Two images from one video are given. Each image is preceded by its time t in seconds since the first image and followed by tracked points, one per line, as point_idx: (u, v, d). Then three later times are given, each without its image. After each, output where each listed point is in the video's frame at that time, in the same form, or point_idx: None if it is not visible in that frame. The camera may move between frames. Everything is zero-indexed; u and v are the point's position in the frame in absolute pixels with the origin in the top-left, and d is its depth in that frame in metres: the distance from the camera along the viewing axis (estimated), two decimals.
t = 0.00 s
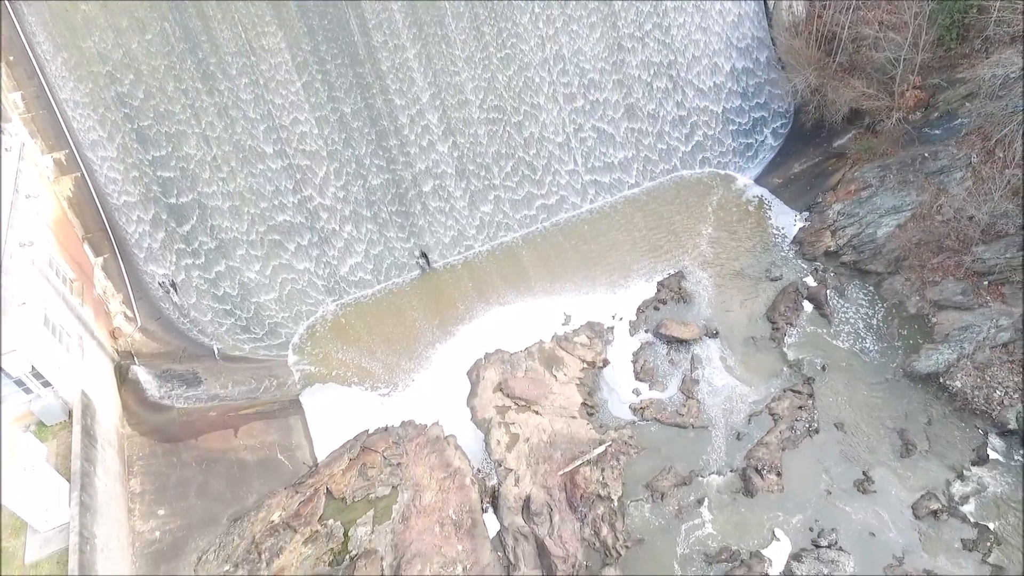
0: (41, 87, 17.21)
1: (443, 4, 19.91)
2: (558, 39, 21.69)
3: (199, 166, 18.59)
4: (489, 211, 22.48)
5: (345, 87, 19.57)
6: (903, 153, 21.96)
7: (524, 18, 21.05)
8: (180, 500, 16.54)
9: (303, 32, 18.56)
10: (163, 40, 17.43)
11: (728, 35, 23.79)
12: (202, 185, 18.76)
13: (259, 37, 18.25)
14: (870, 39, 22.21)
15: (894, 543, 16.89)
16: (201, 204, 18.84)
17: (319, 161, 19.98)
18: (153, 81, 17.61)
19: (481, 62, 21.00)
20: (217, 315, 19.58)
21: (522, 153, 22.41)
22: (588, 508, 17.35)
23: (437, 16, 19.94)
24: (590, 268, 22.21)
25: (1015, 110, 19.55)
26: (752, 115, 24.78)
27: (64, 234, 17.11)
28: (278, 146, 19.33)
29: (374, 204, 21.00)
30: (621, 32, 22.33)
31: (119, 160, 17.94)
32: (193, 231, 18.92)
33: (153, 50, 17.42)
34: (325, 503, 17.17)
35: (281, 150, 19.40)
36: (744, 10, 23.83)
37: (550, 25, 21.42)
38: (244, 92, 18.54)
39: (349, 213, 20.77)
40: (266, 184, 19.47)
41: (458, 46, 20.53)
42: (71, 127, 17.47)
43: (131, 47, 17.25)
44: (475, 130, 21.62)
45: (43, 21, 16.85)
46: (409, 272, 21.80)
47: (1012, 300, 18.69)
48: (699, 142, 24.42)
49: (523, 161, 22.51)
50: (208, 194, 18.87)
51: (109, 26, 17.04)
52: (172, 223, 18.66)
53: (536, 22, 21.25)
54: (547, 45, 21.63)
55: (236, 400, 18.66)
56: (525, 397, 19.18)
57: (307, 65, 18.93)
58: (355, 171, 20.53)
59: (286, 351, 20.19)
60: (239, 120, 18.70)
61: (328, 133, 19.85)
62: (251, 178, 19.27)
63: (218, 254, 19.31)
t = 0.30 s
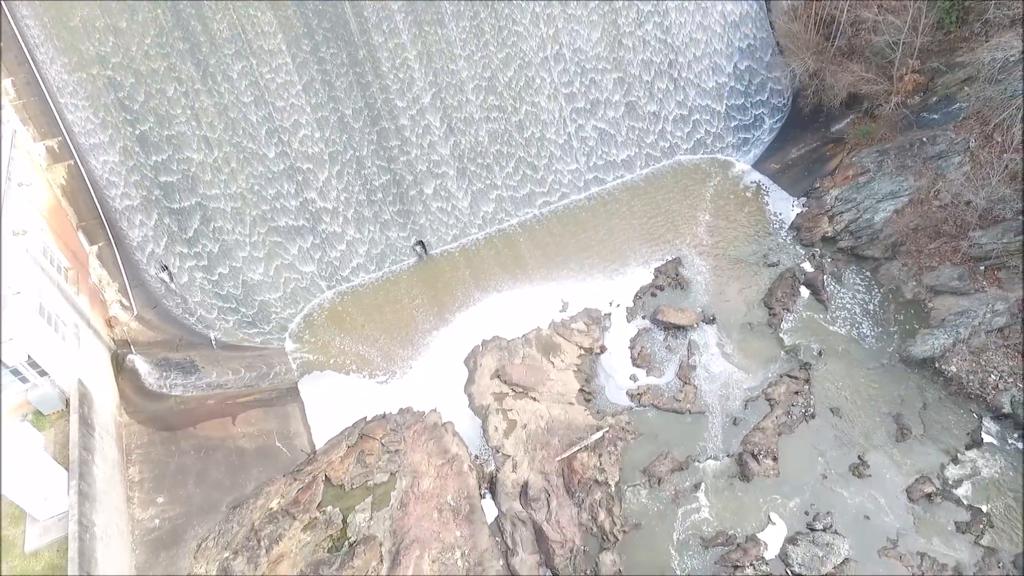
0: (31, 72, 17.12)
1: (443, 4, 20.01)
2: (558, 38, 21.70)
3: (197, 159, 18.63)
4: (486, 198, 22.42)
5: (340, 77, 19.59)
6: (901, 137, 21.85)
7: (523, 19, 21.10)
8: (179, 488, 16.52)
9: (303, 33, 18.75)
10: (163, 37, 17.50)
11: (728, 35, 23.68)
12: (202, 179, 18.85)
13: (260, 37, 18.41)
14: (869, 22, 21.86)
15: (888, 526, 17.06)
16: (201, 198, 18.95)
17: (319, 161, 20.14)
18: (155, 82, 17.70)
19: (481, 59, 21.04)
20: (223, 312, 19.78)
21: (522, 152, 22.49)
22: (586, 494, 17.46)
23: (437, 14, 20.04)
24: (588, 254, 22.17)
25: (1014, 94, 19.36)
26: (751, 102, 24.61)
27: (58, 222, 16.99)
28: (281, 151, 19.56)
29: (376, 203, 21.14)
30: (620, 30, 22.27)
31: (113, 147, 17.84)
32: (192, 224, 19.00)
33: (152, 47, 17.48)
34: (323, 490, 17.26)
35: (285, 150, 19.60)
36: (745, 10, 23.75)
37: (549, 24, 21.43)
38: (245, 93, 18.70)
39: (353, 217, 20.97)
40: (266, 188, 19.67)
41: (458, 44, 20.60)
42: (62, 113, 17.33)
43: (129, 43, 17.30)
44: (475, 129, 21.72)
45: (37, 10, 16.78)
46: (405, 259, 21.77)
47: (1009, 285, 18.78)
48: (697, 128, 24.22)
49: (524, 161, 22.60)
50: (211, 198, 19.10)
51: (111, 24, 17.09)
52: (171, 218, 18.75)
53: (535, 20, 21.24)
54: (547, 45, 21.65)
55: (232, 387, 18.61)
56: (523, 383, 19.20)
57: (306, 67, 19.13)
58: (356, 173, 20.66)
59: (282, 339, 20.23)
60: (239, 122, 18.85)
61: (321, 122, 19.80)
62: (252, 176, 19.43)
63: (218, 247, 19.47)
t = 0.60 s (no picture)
0: (17, 57, 16.77)
1: (442, 3, 20.00)
2: (558, 36, 21.73)
3: (192, 149, 18.40)
4: (482, 182, 22.15)
5: (336, 73, 19.44)
6: (899, 120, 21.63)
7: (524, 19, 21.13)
8: (178, 474, 16.56)
9: (302, 34, 18.71)
10: (158, 32, 17.28)
11: (729, 35, 23.76)
12: (199, 174, 18.66)
13: (258, 37, 18.32)
14: (866, 3, 21.92)
15: (881, 506, 17.24)
16: (195, 188, 18.69)
17: (320, 164, 20.08)
18: (150, 78, 17.48)
19: (479, 54, 20.97)
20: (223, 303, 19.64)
21: (523, 152, 22.48)
22: (583, 477, 17.59)
23: (435, 13, 20.02)
24: (584, 239, 22.12)
25: (1011, 76, 19.55)
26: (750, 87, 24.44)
27: (50, 210, 16.82)
28: (283, 156, 19.54)
29: (376, 203, 21.08)
30: (620, 28, 22.36)
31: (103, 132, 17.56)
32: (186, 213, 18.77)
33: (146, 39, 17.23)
34: (320, 476, 17.32)
35: (286, 153, 19.55)
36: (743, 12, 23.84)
37: (549, 24, 21.47)
38: (244, 93, 18.62)
39: (354, 221, 20.91)
40: (268, 192, 19.60)
41: (457, 43, 20.59)
42: (52, 99, 17.09)
43: (122, 32, 17.01)
44: (476, 129, 21.69)
45: None
46: (400, 244, 21.60)
47: (1003, 267, 19.26)
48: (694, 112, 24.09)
49: (524, 161, 22.57)
50: (213, 201, 19.01)
51: (105, 20, 16.84)
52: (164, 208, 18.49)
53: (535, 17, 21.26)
54: (547, 41, 21.65)
55: (228, 374, 18.72)
56: (520, 367, 19.25)
57: (305, 70, 19.09)
58: (356, 175, 20.61)
59: (277, 325, 20.17)
60: (238, 124, 18.75)
61: (319, 117, 19.66)
62: (242, 159, 19.07)
63: (207, 229, 19.08)
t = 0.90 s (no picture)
0: (8, 41, 16.47)
1: (442, 2, 19.93)
2: (559, 36, 21.69)
3: (189, 139, 18.30)
4: (478, 167, 22.05)
5: (334, 65, 19.36)
6: (898, 104, 21.62)
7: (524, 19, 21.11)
8: (177, 461, 16.62)
9: (302, 33, 18.66)
10: (157, 28, 17.18)
11: (733, 35, 23.73)
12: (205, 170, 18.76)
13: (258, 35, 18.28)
14: None
15: (877, 490, 17.38)
16: (189, 172, 18.57)
17: (324, 167, 20.19)
18: (148, 76, 17.43)
19: (479, 52, 20.89)
20: (218, 288, 19.56)
21: (525, 151, 22.47)
22: (581, 463, 17.62)
23: (436, 13, 19.97)
24: (582, 225, 22.06)
25: (1011, 60, 19.48)
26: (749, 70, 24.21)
27: (44, 198, 16.69)
28: (283, 142, 19.49)
29: (379, 203, 21.10)
30: (620, 25, 22.25)
31: (96, 115, 17.35)
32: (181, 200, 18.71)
33: (145, 34, 17.11)
34: (320, 463, 17.43)
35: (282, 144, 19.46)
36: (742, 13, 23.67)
37: (549, 24, 21.45)
38: (244, 92, 18.60)
39: (357, 223, 20.97)
40: (271, 196, 19.73)
41: (457, 43, 20.53)
42: (44, 86, 16.85)
43: (120, 29, 16.90)
44: (478, 130, 21.71)
45: None
46: (396, 230, 21.45)
47: (1000, 252, 19.31)
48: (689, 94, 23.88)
49: (527, 160, 22.57)
50: (216, 204, 19.12)
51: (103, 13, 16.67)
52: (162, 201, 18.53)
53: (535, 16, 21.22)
54: (546, 36, 21.57)
55: (227, 361, 18.66)
56: (518, 354, 19.27)
57: (306, 69, 19.07)
58: (358, 175, 20.65)
59: (274, 313, 20.07)
60: (239, 126, 18.80)
61: (320, 116, 19.70)
62: (245, 159, 19.14)
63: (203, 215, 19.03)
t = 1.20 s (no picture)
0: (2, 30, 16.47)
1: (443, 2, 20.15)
2: (562, 36, 22.05)
3: (185, 126, 18.24)
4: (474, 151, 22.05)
5: (333, 56, 19.48)
6: (897, 86, 21.56)
7: (526, 21, 21.40)
8: (176, 447, 16.69)
9: (302, 33, 18.87)
10: (159, 23, 17.25)
11: (737, 32, 24.01)
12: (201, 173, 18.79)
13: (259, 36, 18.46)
14: None
15: (873, 472, 17.53)
16: (185, 160, 18.50)
17: (327, 169, 20.44)
18: (149, 74, 17.47)
19: (480, 50, 21.12)
20: (215, 274, 19.57)
21: (527, 149, 22.66)
22: (580, 447, 17.67)
23: (437, 12, 20.20)
24: (580, 210, 21.97)
25: (1012, 41, 19.09)
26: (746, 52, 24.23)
27: (37, 183, 16.53)
28: (286, 143, 19.70)
29: (381, 202, 21.33)
30: (622, 22, 22.53)
31: (88, 99, 17.18)
32: (179, 189, 18.67)
33: (145, 32, 17.15)
34: (320, 447, 17.57)
35: (278, 137, 19.54)
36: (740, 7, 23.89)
37: (551, 24, 21.75)
38: (245, 92, 18.74)
39: (361, 221, 21.22)
40: (275, 199, 19.98)
41: (458, 43, 20.79)
42: (37, 71, 16.75)
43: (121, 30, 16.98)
44: (480, 130, 21.98)
45: None
46: (394, 217, 21.52)
47: (998, 235, 19.25)
48: (688, 76, 23.90)
49: (529, 157, 22.75)
50: (220, 205, 19.30)
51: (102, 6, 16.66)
52: (161, 193, 18.50)
53: (538, 16, 21.50)
54: (548, 37, 21.92)
55: (226, 347, 18.55)
56: (516, 338, 19.28)
57: (307, 70, 19.30)
58: (362, 175, 20.91)
59: (272, 299, 20.08)
60: (242, 130, 19.00)
61: (323, 116, 19.94)
62: (246, 157, 19.28)
63: (200, 200, 18.99)
